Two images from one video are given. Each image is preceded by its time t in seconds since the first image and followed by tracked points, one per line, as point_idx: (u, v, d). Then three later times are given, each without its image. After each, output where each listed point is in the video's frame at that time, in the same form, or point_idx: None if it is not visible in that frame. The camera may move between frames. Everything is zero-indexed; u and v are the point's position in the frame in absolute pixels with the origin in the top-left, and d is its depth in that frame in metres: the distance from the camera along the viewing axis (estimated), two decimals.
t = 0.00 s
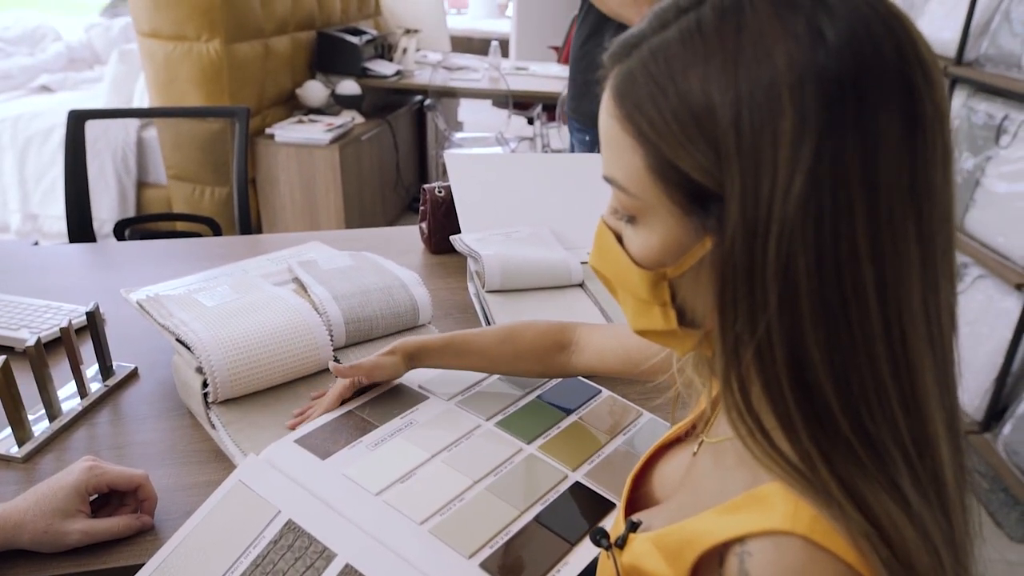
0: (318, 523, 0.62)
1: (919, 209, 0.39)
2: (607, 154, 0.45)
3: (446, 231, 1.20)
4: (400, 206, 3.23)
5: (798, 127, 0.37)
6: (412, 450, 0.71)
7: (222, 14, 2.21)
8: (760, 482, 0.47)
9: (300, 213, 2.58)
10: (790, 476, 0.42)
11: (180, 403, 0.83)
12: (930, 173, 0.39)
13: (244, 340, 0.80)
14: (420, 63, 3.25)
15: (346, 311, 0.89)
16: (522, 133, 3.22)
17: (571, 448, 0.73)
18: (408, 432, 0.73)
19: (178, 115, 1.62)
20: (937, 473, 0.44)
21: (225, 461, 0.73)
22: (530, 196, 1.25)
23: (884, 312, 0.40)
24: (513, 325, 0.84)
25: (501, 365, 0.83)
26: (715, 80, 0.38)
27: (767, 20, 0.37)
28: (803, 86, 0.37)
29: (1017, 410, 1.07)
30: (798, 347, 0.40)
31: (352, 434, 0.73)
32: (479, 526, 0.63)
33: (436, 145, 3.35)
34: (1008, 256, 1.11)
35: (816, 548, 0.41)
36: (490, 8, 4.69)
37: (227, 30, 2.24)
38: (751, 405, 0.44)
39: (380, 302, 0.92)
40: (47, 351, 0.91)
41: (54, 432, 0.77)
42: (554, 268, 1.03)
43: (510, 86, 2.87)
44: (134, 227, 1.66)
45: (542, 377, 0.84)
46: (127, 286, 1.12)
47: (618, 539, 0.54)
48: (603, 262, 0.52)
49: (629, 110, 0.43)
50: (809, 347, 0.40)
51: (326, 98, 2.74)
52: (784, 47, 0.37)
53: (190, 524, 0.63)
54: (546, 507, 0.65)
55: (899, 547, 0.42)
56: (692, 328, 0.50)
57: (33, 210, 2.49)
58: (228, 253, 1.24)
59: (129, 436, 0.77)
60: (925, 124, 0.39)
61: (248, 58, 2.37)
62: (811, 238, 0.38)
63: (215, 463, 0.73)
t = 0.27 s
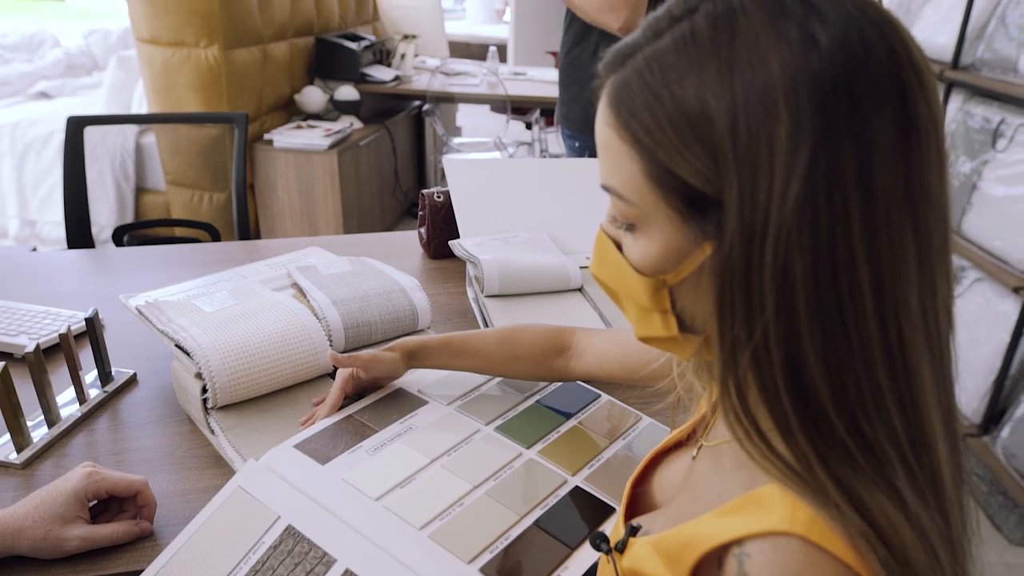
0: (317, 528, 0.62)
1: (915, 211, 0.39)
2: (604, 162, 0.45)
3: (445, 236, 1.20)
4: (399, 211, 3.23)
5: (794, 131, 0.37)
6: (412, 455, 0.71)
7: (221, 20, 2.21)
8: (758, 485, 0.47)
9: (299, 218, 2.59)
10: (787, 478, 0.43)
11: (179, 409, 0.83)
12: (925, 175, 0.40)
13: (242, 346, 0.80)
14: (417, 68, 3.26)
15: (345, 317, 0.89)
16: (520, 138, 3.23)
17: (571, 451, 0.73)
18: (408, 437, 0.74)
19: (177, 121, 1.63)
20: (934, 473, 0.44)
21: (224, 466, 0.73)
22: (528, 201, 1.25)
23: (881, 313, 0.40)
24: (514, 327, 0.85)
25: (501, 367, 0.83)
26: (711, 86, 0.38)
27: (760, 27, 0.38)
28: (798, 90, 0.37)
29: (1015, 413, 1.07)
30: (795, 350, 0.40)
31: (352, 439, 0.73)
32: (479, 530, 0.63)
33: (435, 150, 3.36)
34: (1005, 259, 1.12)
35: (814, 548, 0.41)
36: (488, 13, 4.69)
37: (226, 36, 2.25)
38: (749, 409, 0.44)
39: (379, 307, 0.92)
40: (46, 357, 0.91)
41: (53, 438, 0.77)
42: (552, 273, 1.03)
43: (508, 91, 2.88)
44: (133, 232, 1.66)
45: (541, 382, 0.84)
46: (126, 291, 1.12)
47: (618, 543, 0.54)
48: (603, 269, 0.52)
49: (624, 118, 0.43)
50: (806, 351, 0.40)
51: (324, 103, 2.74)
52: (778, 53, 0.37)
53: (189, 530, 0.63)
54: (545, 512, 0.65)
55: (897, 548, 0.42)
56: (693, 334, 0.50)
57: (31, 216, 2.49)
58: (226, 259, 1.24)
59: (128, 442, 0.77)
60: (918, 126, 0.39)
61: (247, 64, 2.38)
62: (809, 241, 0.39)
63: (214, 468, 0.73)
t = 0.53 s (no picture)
0: (311, 526, 0.62)
1: (908, 210, 0.40)
2: (596, 163, 0.45)
3: (439, 233, 1.20)
4: (392, 208, 3.23)
5: (790, 131, 0.37)
6: (406, 453, 0.71)
7: (214, 15, 2.20)
8: (750, 484, 0.47)
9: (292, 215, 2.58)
10: (780, 478, 0.42)
11: (172, 406, 0.82)
12: (917, 173, 0.40)
13: (236, 342, 0.79)
14: (412, 65, 3.25)
15: (340, 313, 0.89)
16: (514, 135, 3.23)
17: (565, 449, 0.73)
18: (402, 434, 0.73)
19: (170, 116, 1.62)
20: (925, 471, 0.44)
21: (218, 464, 0.73)
22: (523, 198, 1.25)
23: (875, 311, 0.40)
24: (517, 312, 0.85)
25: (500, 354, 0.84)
26: (706, 86, 0.38)
27: (755, 26, 0.38)
28: (793, 90, 0.37)
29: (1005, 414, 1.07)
30: (790, 349, 0.40)
31: (346, 437, 0.73)
32: (474, 528, 0.63)
33: (429, 147, 3.35)
34: (996, 259, 1.12)
35: (806, 547, 0.41)
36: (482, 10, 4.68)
37: (219, 31, 2.24)
38: (741, 410, 0.44)
39: (374, 304, 0.92)
40: (38, 353, 0.91)
41: (45, 435, 0.76)
42: (547, 270, 1.03)
43: (503, 88, 2.88)
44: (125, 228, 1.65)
45: (541, 373, 0.85)
46: (119, 287, 1.12)
47: (611, 541, 0.54)
48: (595, 271, 0.52)
49: (617, 119, 0.42)
50: (800, 352, 0.40)
51: (318, 99, 2.73)
52: (773, 52, 0.37)
53: (183, 527, 0.63)
54: (540, 509, 0.65)
55: (890, 547, 0.42)
56: (686, 334, 0.50)
57: (22, 211, 2.47)
58: (219, 255, 1.24)
59: (121, 439, 0.77)
60: (911, 125, 0.39)
61: (240, 59, 2.36)
62: (803, 241, 0.39)
63: (207, 465, 0.73)
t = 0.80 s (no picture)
0: (310, 529, 0.61)
1: (905, 213, 0.40)
2: (593, 170, 0.45)
3: (436, 234, 1.20)
4: (387, 209, 3.22)
5: (785, 137, 0.37)
6: (404, 456, 0.70)
7: (208, 16, 2.19)
8: (750, 486, 0.47)
9: (287, 216, 2.57)
10: (779, 482, 0.42)
11: (168, 409, 0.82)
12: (914, 176, 0.40)
13: (233, 345, 0.79)
14: (406, 66, 3.25)
15: (337, 315, 0.89)
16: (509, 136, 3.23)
17: (564, 450, 0.73)
18: (400, 436, 0.73)
19: (164, 118, 1.61)
20: (925, 472, 0.44)
21: (216, 467, 0.73)
22: (520, 199, 1.25)
23: (873, 316, 0.40)
24: (504, 324, 0.84)
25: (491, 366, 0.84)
26: (701, 94, 0.38)
27: (749, 31, 0.38)
28: (788, 97, 0.37)
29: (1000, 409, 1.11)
30: (788, 354, 0.41)
31: (345, 439, 0.72)
32: (474, 530, 0.63)
33: (424, 148, 3.35)
34: (989, 258, 1.13)
35: (806, 550, 0.41)
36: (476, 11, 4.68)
37: (212, 32, 2.23)
38: (739, 415, 0.44)
39: (371, 306, 0.91)
40: (33, 357, 0.90)
41: (41, 438, 0.76)
42: (544, 271, 1.03)
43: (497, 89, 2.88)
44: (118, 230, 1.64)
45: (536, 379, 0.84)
46: (114, 290, 1.11)
47: (612, 544, 0.54)
48: (595, 277, 0.52)
49: (613, 126, 0.42)
50: (798, 356, 0.40)
51: (312, 101, 2.73)
52: (767, 59, 0.37)
53: (181, 531, 0.63)
54: (539, 511, 0.65)
55: (889, 549, 0.42)
56: (686, 338, 0.50)
57: (15, 215, 2.46)
58: (215, 257, 1.23)
59: (117, 443, 0.76)
60: (907, 128, 0.39)
61: (234, 61, 2.36)
62: (801, 247, 0.39)
63: (205, 469, 0.73)
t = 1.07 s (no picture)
0: (313, 529, 0.61)
1: (914, 209, 0.40)
2: (600, 167, 0.45)
3: (434, 233, 1.20)
4: (384, 207, 3.22)
5: (795, 133, 0.37)
6: (407, 455, 0.70)
7: (204, 14, 2.18)
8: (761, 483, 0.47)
9: (284, 215, 2.57)
10: (789, 477, 0.43)
11: (168, 409, 0.82)
12: (923, 171, 0.40)
13: (233, 345, 0.79)
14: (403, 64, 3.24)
15: (337, 314, 0.88)
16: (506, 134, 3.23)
17: (567, 449, 0.73)
18: (403, 436, 0.73)
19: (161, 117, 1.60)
20: (934, 467, 0.44)
21: (216, 467, 0.72)
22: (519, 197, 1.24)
23: (883, 311, 0.40)
24: (481, 338, 0.79)
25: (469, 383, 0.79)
26: (711, 89, 0.38)
27: (758, 27, 0.37)
28: (798, 92, 0.37)
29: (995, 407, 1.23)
30: (799, 351, 0.40)
31: (346, 439, 0.72)
32: (477, 530, 0.62)
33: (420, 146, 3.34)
34: (986, 255, 1.23)
35: (819, 547, 0.41)
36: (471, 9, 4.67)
37: (208, 31, 2.22)
38: (750, 411, 0.44)
39: (370, 305, 0.91)
40: (30, 357, 0.90)
41: (39, 439, 0.76)
42: (544, 269, 1.03)
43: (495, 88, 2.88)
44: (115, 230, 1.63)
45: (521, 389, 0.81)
46: (111, 290, 1.11)
47: (619, 543, 0.53)
48: (602, 276, 0.52)
49: (622, 124, 0.42)
50: (809, 353, 0.40)
51: (308, 99, 2.72)
52: (777, 54, 0.37)
53: (182, 533, 0.62)
54: (542, 510, 0.65)
55: (901, 545, 0.42)
56: (695, 337, 0.50)
57: (10, 214, 2.45)
58: (213, 256, 1.23)
59: (116, 443, 0.76)
60: (915, 123, 0.39)
61: (230, 59, 2.35)
62: (811, 243, 0.39)
63: (204, 469, 0.72)
